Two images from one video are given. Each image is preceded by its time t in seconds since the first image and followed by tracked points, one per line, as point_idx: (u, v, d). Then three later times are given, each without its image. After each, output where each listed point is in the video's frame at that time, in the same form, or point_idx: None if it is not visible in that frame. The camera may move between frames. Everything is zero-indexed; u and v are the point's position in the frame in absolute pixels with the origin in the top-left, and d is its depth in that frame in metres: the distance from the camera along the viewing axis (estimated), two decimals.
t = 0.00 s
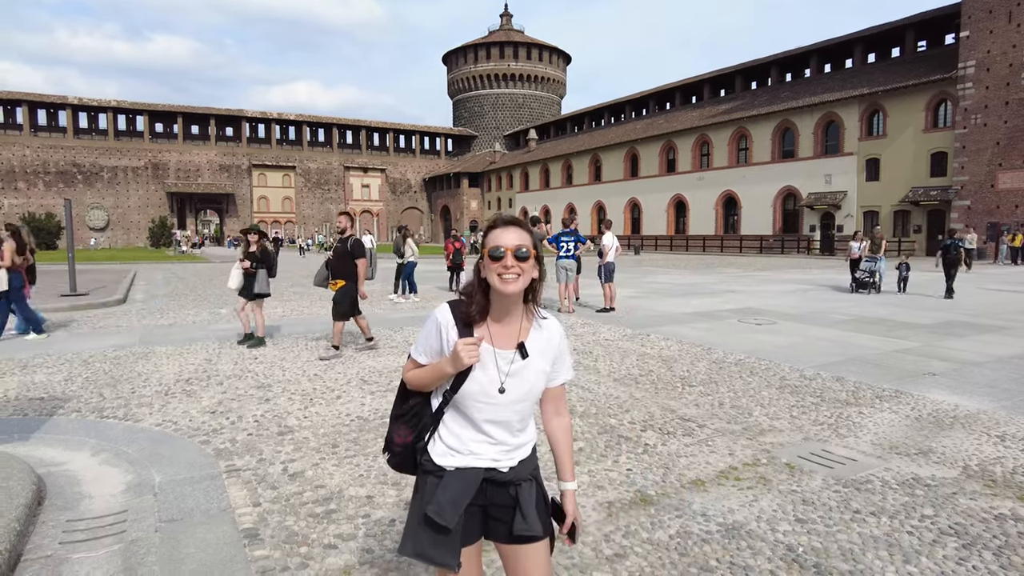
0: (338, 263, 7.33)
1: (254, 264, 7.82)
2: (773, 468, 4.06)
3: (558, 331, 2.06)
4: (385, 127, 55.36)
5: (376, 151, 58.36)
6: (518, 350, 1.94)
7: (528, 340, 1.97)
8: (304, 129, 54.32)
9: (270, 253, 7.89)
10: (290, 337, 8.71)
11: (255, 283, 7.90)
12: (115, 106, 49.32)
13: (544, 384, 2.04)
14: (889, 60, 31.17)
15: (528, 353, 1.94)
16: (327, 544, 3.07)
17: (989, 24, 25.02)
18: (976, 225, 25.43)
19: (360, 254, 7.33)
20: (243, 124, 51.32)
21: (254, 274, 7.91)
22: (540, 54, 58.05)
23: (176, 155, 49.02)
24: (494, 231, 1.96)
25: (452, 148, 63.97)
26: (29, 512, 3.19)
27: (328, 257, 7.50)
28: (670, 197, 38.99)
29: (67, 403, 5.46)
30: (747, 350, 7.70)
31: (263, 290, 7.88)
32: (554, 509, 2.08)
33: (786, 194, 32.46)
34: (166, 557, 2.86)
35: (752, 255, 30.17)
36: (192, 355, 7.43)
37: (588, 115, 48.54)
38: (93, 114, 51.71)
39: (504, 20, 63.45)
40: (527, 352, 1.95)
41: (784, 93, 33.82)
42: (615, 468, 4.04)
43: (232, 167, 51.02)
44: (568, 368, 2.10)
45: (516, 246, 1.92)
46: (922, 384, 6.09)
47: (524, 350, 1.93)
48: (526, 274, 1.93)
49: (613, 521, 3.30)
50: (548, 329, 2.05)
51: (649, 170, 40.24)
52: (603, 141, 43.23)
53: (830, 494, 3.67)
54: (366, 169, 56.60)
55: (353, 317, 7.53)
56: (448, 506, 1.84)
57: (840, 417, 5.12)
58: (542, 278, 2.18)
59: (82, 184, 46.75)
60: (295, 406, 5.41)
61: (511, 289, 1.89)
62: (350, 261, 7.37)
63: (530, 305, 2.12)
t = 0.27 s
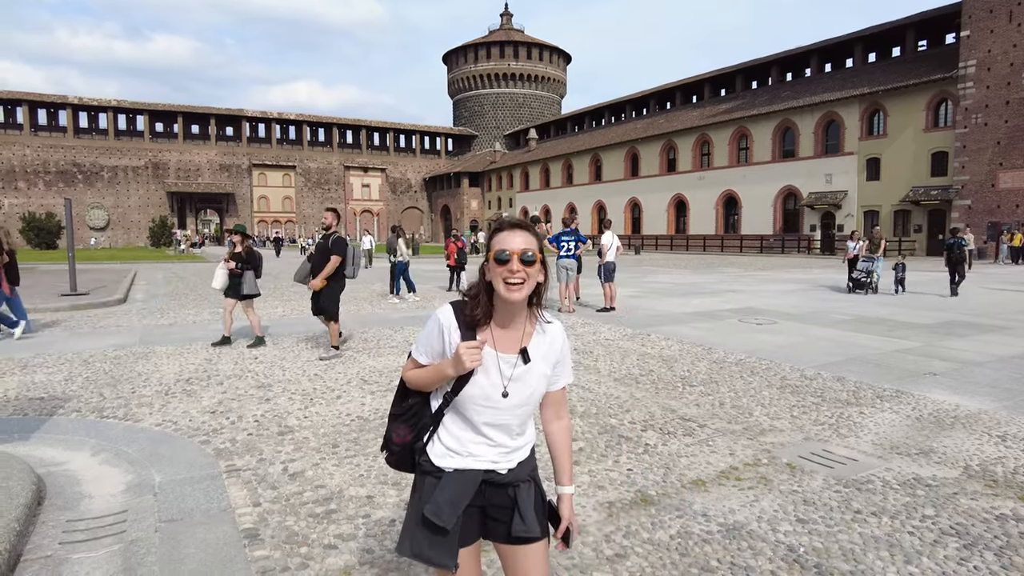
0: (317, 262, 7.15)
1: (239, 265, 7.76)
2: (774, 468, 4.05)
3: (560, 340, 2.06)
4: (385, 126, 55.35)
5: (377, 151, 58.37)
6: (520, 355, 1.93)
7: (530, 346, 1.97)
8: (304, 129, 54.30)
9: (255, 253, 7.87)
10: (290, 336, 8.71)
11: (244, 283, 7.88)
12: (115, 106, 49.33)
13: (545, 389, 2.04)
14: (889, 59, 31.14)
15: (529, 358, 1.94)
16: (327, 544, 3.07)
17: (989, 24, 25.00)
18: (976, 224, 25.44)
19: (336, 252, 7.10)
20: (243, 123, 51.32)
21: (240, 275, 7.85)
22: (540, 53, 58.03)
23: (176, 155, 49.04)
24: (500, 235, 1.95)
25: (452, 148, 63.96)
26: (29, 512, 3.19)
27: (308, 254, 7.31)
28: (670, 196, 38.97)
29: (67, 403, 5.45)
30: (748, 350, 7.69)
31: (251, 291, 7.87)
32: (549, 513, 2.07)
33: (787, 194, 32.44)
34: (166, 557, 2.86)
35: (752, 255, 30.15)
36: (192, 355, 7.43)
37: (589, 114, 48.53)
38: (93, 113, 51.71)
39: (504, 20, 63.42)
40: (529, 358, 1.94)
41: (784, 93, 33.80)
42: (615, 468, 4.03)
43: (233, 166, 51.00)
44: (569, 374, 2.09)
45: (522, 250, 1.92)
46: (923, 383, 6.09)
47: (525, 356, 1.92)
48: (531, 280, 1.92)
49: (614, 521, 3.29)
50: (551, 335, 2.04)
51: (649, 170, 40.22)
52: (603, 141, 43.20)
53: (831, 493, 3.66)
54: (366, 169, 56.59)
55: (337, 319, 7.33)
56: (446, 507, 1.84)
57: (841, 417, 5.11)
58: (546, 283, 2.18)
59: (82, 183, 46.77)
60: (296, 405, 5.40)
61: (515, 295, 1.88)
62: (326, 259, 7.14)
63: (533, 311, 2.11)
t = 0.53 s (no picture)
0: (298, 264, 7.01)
1: (226, 264, 7.72)
2: (775, 468, 4.05)
3: (560, 343, 2.05)
4: (386, 126, 55.36)
5: (377, 151, 58.39)
6: (519, 359, 1.93)
7: (530, 349, 1.96)
8: (304, 129, 54.29)
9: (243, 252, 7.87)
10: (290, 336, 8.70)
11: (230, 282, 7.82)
12: (115, 106, 49.35)
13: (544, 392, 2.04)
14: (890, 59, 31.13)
15: (529, 363, 1.94)
16: (327, 544, 3.07)
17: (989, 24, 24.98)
18: (977, 224, 25.44)
19: (317, 253, 6.95)
20: (243, 123, 51.32)
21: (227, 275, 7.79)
22: (540, 53, 58.03)
23: (176, 154, 49.05)
24: (502, 238, 1.95)
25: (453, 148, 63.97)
26: (29, 512, 3.19)
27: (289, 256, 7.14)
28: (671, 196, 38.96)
29: (67, 403, 5.45)
30: (748, 350, 7.69)
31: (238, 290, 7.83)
32: (548, 514, 2.07)
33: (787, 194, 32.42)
34: (166, 557, 2.86)
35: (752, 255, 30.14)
36: (192, 355, 7.43)
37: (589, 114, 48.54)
38: (93, 113, 51.72)
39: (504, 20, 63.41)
40: (529, 361, 1.94)
41: (785, 93, 33.80)
42: (616, 468, 4.03)
43: (233, 166, 51.03)
44: (569, 376, 2.09)
45: (525, 252, 1.92)
46: (923, 383, 6.08)
47: (525, 360, 1.92)
48: (533, 284, 1.92)
49: (614, 521, 3.29)
50: (552, 338, 2.03)
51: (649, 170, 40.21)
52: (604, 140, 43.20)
53: (831, 493, 3.66)
54: (367, 168, 56.58)
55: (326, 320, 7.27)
56: (445, 508, 1.84)
57: (842, 417, 5.11)
58: (547, 287, 2.17)
59: (83, 183, 46.78)
60: (296, 405, 5.40)
61: (517, 298, 1.87)
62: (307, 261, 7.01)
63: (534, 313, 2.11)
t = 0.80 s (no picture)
0: (279, 264, 6.90)
1: (213, 264, 7.70)
2: (775, 467, 4.04)
3: (561, 343, 2.05)
4: (386, 126, 55.35)
5: (377, 150, 58.37)
6: (521, 359, 1.92)
7: (531, 349, 1.95)
8: (305, 128, 54.30)
9: (232, 253, 7.83)
10: (291, 335, 8.72)
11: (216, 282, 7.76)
12: (115, 105, 49.34)
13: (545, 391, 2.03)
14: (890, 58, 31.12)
15: (529, 363, 1.93)
16: (327, 543, 3.06)
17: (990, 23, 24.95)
18: (977, 224, 25.42)
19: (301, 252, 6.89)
20: (244, 122, 51.31)
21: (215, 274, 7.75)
22: (541, 53, 58.04)
23: (177, 154, 49.06)
24: (510, 239, 1.92)
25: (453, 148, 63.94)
26: (28, 511, 3.19)
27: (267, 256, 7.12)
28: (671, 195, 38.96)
29: (67, 402, 5.43)
30: (749, 349, 7.69)
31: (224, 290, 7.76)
32: (546, 513, 2.06)
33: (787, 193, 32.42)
34: (165, 556, 2.85)
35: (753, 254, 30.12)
36: (192, 354, 7.42)
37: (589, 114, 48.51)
38: (94, 113, 51.69)
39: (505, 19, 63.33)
40: (530, 362, 1.93)
41: (785, 92, 33.79)
42: (616, 467, 4.02)
43: (234, 165, 51.06)
44: (567, 374, 2.08)
45: (534, 256, 1.90)
46: (924, 382, 6.08)
47: (526, 360, 1.92)
48: (540, 287, 1.91)
49: (614, 521, 3.28)
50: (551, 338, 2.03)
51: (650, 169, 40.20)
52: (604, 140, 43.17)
53: (832, 493, 3.65)
54: (367, 168, 56.59)
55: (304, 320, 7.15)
56: (443, 509, 1.83)
57: (842, 416, 5.10)
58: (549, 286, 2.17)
59: (83, 183, 46.78)
60: (296, 404, 5.40)
61: (525, 303, 1.87)
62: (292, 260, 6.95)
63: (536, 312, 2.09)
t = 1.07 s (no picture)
0: (257, 259, 6.82)
1: (201, 262, 7.66)
2: (776, 464, 4.03)
3: (558, 337, 2.04)
4: (386, 124, 55.30)
5: (377, 148, 58.33)
6: (521, 354, 1.91)
7: (530, 343, 1.94)
8: (305, 126, 54.24)
9: (221, 250, 7.76)
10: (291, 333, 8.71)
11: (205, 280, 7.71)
12: (115, 103, 49.31)
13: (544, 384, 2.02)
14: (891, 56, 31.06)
15: (529, 357, 1.92)
16: (327, 541, 3.05)
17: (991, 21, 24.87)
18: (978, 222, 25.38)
19: (284, 247, 6.87)
20: (244, 120, 51.26)
21: (204, 273, 7.71)
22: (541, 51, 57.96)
23: (177, 152, 49.05)
24: (512, 233, 1.90)
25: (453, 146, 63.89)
26: (27, 508, 3.17)
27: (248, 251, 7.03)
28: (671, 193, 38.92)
29: (66, 400, 5.42)
30: (750, 347, 7.67)
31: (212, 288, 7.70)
32: (546, 508, 2.05)
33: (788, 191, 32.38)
34: (164, 553, 2.84)
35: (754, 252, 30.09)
36: (192, 351, 7.40)
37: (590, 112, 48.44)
38: (94, 111, 51.65)
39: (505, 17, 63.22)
40: (530, 356, 1.92)
41: (786, 90, 33.73)
42: (616, 464, 4.01)
43: (234, 164, 51.04)
44: (565, 366, 2.07)
45: (540, 250, 1.89)
46: (925, 380, 6.07)
47: (526, 355, 1.90)
48: (543, 283, 1.90)
49: (615, 517, 3.27)
50: (549, 331, 2.02)
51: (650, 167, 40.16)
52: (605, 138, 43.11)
53: (833, 490, 3.64)
54: (367, 166, 56.54)
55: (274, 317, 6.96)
56: (445, 507, 1.82)
57: (843, 413, 5.09)
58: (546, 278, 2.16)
59: (83, 181, 46.75)
60: (296, 401, 5.39)
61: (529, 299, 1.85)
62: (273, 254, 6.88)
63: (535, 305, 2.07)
